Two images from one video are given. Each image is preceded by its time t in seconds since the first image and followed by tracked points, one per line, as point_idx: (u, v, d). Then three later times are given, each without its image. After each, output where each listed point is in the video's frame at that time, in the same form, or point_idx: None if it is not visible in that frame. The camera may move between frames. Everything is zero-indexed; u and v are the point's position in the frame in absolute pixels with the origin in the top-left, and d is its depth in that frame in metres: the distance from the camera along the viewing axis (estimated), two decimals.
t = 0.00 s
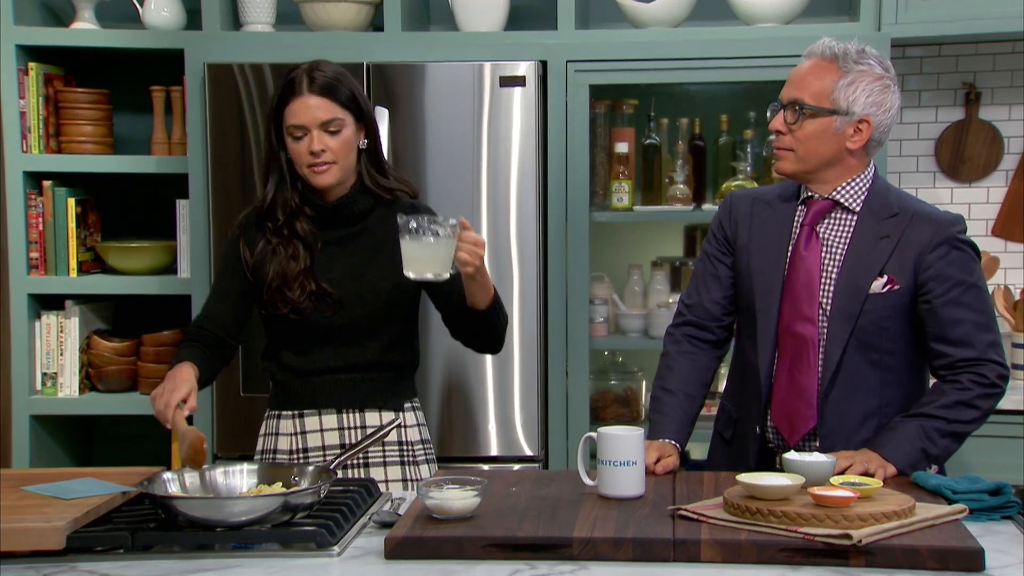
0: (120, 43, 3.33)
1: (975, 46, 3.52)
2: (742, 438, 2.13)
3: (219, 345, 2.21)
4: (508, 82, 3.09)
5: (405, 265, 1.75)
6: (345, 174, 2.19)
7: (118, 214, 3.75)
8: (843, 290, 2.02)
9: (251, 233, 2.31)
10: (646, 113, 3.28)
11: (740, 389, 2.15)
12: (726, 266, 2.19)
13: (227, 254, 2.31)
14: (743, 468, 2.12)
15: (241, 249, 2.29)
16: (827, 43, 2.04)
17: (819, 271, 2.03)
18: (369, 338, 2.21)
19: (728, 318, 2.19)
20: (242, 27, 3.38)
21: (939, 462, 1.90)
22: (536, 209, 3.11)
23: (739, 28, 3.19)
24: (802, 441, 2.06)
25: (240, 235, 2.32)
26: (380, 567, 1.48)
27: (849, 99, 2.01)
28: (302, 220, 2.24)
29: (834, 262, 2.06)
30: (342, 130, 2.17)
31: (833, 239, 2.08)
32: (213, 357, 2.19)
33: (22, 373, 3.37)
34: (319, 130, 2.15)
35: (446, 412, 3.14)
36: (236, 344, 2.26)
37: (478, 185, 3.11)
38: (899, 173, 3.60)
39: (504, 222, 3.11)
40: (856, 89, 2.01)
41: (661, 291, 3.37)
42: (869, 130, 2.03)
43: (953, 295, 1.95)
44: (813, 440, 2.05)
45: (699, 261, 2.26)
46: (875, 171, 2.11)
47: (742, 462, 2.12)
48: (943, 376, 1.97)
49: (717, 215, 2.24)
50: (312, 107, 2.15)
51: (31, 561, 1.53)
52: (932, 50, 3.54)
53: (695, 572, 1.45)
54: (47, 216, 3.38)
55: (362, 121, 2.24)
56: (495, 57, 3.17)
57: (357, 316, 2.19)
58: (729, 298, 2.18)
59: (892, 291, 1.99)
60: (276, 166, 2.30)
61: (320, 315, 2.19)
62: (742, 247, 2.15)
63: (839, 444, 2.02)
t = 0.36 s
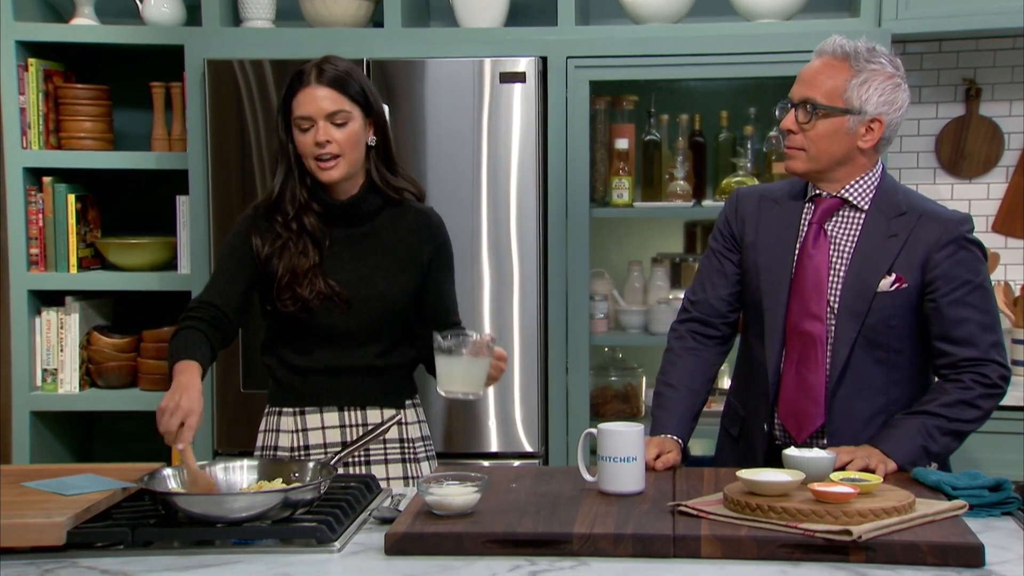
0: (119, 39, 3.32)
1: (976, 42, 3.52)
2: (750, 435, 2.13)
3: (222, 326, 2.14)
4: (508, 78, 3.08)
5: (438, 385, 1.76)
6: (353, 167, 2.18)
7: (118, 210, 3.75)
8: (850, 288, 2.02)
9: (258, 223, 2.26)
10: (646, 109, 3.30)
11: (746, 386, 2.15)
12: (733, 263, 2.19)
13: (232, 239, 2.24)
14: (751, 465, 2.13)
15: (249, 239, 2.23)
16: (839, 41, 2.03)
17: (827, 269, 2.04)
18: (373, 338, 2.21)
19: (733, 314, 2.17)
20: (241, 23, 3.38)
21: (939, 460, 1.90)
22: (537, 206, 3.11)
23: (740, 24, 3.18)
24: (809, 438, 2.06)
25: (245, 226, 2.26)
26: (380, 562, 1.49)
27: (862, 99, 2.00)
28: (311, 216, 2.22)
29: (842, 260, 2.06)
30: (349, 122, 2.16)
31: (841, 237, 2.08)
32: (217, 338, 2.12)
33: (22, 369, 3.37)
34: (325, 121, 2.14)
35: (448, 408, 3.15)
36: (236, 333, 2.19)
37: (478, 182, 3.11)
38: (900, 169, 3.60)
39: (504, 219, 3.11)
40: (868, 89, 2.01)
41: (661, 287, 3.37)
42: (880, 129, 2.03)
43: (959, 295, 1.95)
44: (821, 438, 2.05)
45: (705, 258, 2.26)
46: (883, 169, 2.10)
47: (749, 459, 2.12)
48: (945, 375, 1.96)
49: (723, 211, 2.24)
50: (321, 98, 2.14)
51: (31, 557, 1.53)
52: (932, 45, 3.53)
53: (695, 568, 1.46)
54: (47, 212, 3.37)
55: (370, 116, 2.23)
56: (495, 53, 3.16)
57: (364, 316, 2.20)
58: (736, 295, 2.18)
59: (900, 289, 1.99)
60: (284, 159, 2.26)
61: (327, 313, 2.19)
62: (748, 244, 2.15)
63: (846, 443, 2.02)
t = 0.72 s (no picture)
0: (115, 37, 3.32)
1: (972, 40, 3.52)
2: (748, 433, 2.13)
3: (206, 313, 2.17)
4: (505, 76, 3.09)
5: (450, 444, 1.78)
6: (363, 167, 2.19)
7: (114, 208, 3.74)
8: (852, 287, 2.02)
9: (264, 219, 2.26)
10: (643, 106, 3.28)
11: (746, 385, 2.15)
12: (732, 262, 2.19)
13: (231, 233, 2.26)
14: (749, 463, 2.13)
15: (251, 231, 2.25)
16: (845, 39, 2.03)
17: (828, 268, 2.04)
18: (374, 338, 2.22)
19: (733, 313, 2.18)
20: (238, 21, 3.37)
21: (936, 459, 1.90)
22: (534, 205, 3.11)
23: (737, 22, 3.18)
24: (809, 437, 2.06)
25: (252, 217, 2.27)
26: (377, 561, 1.49)
27: (870, 98, 2.00)
28: (318, 217, 2.23)
29: (844, 260, 2.06)
30: (358, 120, 2.18)
31: (843, 235, 2.08)
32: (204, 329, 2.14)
33: (18, 367, 3.36)
34: (335, 119, 2.15)
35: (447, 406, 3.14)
36: (221, 319, 2.21)
37: (475, 180, 3.10)
38: (896, 167, 3.60)
39: (501, 217, 3.11)
40: (876, 88, 2.01)
41: (658, 286, 3.38)
42: (887, 128, 2.03)
43: (959, 295, 1.95)
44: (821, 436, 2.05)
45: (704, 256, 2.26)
46: (885, 169, 2.11)
47: (747, 456, 2.13)
48: (943, 376, 1.96)
49: (722, 210, 2.24)
50: (330, 96, 2.16)
51: (28, 555, 1.53)
52: (929, 44, 3.53)
53: (691, 566, 1.46)
54: (43, 210, 3.37)
55: (380, 115, 2.25)
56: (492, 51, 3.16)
57: (366, 317, 2.20)
58: (736, 293, 2.18)
59: (902, 289, 1.99)
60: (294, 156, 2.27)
61: (330, 316, 2.19)
62: (749, 243, 2.15)
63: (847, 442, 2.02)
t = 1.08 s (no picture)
0: (106, 36, 3.31)
1: (964, 40, 3.53)
2: (743, 433, 2.14)
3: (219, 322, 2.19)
4: (497, 75, 3.09)
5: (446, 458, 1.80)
6: (366, 168, 2.20)
7: (106, 208, 3.73)
8: (846, 287, 2.02)
9: (269, 217, 2.26)
10: (635, 106, 3.30)
11: (742, 386, 2.15)
12: (727, 262, 2.19)
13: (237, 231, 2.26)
14: (744, 463, 2.14)
15: (255, 228, 2.24)
16: (835, 40, 2.03)
17: (823, 269, 2.04)
18: (370, 342, 2.22)
19: (727, 313, 2.18)
20: (230, 20, 3.37)
21: (927, 459, 1.91)
22: (526, 204, 3.11)
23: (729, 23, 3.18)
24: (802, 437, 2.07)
25: (256, 214, 2.27)
26: (369, 560, 1.49)
27: (863, 99, 2.01)
28: (323, 218, 2.22)
29: (838, 259, 2.07)
30: (362, 122, 2.18)
31: (837, 235, 2.08)
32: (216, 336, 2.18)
33: (9, 367, 3.35)
34: (338, 121, 2.16)
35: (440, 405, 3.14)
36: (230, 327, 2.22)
37: (467, 179, 3.10)
38: (887, 167, 3.61)
39: (493, 218, 3.11)
40: (869, 89, 2.01)
41: (650, 285, 3.39)
42: (880, 128, 2.04)
43: (952, 295, 1.96)
44: (814, 436, 2.06)
45: (699, 256, 2.26)
46: (879, 169, 2.11)
47: (742, 456, 2.13)
48: (935, 375, 1.97)
49: (717, 210, 2.25)
50: (335, 98, 2.16)
51: (19, 555, 1.53)
52: (920, 44, 3.54)
53: (683, 565, 1.46)
54: (35, 210, 3.36)
55: (385, 117, 2.25)
56: (484, 50, 3.16)
57: (363, 320, 2.20)
58: (730, 293, 2.18)
59: (895, 289, 2.00)
60: (300, 156, 2.26)
61: (327, 315, 2.18)
62: (743, 243, 2.15)
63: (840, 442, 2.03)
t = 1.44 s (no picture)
0: (102, 34, 3.31)
1: (960, 38, 3.53)
2: (743, 432, 2.14)
3: (224, 311, 2.16)
4: (494, 73, 3.08)
5: (450, 462, 1.78)
6: (375, 157, 2.19)
7: (102, 206, 3.73)
8: (844, 286, 2.02)
9: (274, 215, 2.26)
10: (632, 104, 3.31)
11: (741, 385, 2.15)
12: (726, 261, 2.19)
13: (242, 227, 2.24)
14: (743, 461, 2.14)
15: (260, 225, 2.23)
16: (831, 40, 2.03)
17: (821, 268, 2.04)
18: (369, 343, 2.22)
19: (725, 312, 2.18)
20: (226, 18, 3.36)
21: (925, 457, 1.91)
22: (523, 202, 3.11)
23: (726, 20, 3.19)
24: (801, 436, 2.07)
25: (260, 210, 2.27)
26: (366, 558, 1.49)
27: (860, 98, 2.01)
28: (329, 220, 2.22)
29: (837, 258, 2.07)
30: (368, 113, 2.19)
31: (835, 234, 2.08)
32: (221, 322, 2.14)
33: (5, 366, 3.35)
34: (345, 114, 2.17)
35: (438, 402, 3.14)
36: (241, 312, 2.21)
37: (464, 177, 3.10)
38: (884, 165, 3.61)
39: (490, 216, 3.11)
40: (865, 88, 2.01)
41: (647, 283, 3.38)
42: (878, 127, 2.04)
43: (950, 294, 1.96)
44: (813, 435, 2.06)
45: (697, 254, 2.26)
46: (877, 167, 2.11)
47: (741, 454, 2.13)
48: (932, 374, 1.97)
49: (715, 209, 2.25)
50: (337, 92, 2.18)
51: (15, 554, 1.52)
52: (917, 42, 3.54)
53: (680, 563, 1.46)
54: (31, 208, 3.36)
55: (388, 110, 2.26)
56: (480, 48, 3.15)
57: (367, 322, 2.20)
58: (728, 292, 2.18)
59: (894, 288, 2.00)
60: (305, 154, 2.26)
61: (331, 317, 2.18)
62: (742, 242, 2.15)
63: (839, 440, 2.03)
